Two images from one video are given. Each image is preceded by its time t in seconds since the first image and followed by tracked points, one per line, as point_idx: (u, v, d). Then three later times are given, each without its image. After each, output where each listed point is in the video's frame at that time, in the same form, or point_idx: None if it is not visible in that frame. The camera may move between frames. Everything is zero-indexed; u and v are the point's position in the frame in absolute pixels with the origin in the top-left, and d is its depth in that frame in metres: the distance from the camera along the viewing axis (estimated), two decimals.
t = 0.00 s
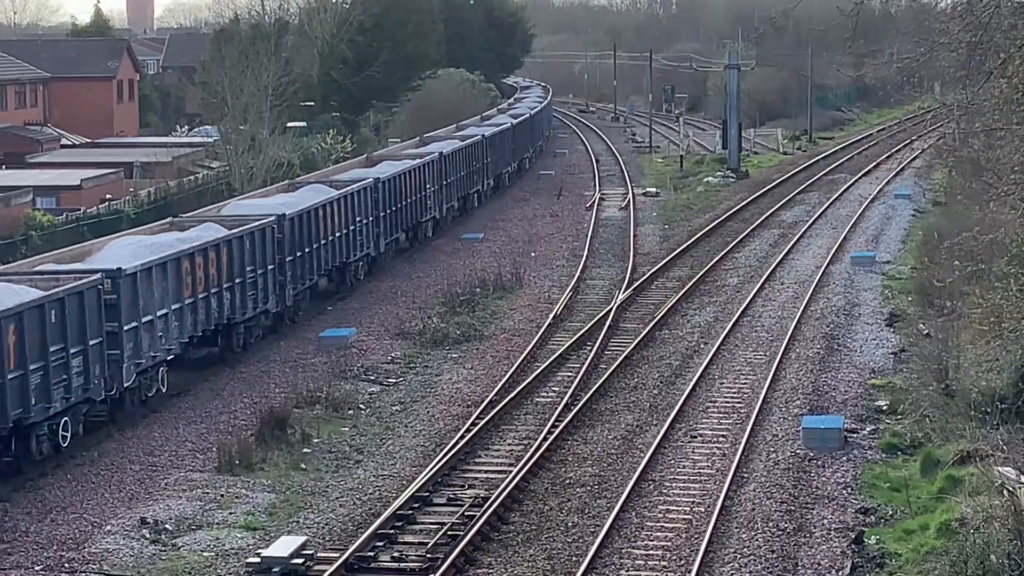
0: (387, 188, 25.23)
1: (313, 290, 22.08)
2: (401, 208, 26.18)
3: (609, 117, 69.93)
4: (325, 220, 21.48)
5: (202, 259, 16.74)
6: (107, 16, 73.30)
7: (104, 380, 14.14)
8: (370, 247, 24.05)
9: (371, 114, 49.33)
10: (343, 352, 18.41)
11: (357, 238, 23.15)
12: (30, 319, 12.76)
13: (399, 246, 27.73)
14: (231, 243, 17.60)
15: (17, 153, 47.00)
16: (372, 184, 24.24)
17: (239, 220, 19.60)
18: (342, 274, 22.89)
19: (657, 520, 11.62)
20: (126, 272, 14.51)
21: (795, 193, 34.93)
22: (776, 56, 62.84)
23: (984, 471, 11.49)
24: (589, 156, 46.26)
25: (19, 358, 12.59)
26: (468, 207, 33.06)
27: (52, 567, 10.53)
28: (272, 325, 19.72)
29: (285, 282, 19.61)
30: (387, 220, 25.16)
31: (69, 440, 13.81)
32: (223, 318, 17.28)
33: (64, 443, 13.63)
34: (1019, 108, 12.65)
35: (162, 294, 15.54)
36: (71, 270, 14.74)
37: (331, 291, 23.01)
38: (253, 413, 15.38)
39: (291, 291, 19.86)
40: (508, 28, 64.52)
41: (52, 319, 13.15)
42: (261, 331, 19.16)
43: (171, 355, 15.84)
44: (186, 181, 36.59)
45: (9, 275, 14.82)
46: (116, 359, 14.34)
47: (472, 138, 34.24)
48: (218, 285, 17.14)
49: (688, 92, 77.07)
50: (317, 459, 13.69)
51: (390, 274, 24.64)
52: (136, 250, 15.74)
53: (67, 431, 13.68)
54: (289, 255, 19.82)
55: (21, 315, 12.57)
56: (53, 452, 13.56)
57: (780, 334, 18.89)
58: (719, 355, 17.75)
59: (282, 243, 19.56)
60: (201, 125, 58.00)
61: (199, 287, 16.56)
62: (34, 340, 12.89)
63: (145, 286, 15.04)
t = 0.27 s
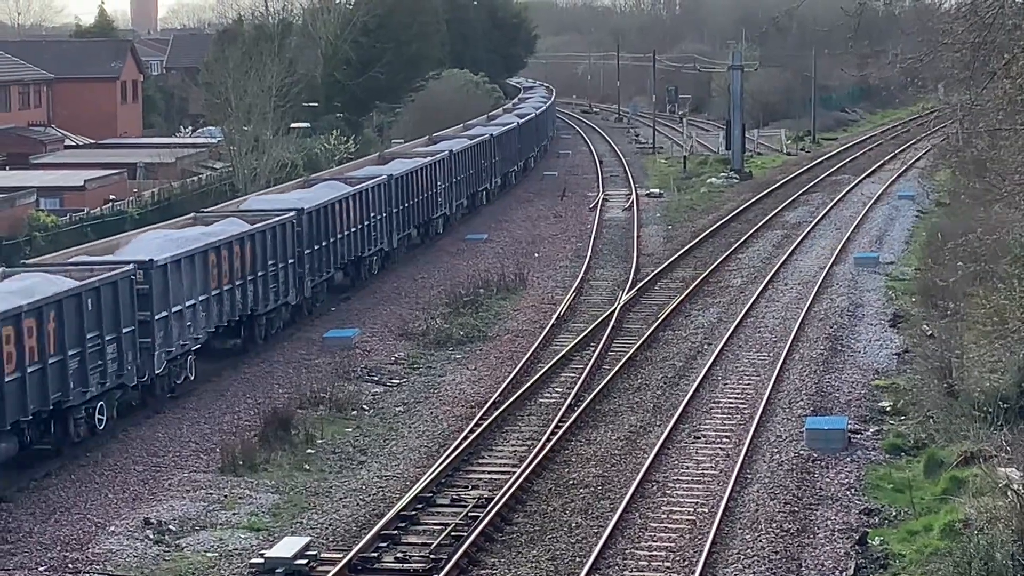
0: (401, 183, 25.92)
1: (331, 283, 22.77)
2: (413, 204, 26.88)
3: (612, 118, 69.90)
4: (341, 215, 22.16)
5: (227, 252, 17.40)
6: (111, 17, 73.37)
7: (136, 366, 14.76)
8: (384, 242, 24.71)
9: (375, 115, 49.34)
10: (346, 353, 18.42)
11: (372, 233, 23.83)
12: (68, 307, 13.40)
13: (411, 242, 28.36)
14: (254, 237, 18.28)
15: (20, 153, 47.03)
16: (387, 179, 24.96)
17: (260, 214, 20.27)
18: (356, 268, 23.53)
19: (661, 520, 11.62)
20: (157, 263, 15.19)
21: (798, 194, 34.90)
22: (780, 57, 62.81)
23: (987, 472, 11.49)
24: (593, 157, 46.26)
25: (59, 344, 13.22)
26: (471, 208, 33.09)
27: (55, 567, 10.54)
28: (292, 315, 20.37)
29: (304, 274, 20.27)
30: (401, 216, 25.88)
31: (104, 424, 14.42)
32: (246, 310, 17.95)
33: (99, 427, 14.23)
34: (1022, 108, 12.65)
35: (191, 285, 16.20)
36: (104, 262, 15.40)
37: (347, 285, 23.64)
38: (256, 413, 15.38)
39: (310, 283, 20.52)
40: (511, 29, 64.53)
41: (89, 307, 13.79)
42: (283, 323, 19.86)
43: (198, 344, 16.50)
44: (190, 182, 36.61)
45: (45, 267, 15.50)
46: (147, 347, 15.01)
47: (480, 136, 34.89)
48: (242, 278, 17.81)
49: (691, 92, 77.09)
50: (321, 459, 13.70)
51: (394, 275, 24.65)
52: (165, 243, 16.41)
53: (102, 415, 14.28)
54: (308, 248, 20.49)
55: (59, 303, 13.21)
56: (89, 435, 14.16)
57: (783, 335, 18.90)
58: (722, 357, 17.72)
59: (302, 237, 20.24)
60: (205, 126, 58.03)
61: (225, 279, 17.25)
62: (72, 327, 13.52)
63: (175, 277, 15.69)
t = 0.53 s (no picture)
0: (412, 179, 26.66)
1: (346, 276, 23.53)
2: (424, 199, 27.64)
3: (615, 117, 69.89)
4: (355, 209, 22.86)
5: (249, 244, 18.13)
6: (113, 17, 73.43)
7: (165, 353, 15.47)
8: (396, 237, 25.44)
9: (377, 115, 49.33)
10: (348, 353, 18.41)
11: (384, 227, 24.54)
12: (103, 295, 14.10)
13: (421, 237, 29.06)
14: (275, 230, 19.02)
15: (23, 153, 47.07)
16: (399, 174, 25.72)
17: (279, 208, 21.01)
18: (370, 261, 24.24)
19: (663, 520, 11.62)
20: (184, 254, 15.90)
21: (801, 193, 34.86)
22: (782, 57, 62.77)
23: (990, 471, 11.48)
24: (595, 157, 46.24)
25: (94, 330, 13.90)
26: (474, 208, 33.11)
27: (57, 567, 10.54)
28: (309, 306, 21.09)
29: (320, 265, 21.03)
30: (412, 211, 26.65)
31: (136, 408, 15.12)
32: (267, 300, 18.66)
33: (131, 409, 14.93)
34: None
35: (216, 276, 16.93)
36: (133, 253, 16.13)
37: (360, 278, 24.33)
38: (258, 413, 15.37)
39: (325, 275, 21.23)
40: (514, 28, 64.52)
41: (121, 295, 14.47)
42: (301, 312, 20.65)
43: (222, 332, 17.23)
44: (192, 182, 36.62)
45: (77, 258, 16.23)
46: (175, 334, 15.73)
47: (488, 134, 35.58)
48: (264, 269, 18.54)
49: (693, 92, 77.11)
50: (323, 459, 13.70)
51: (396, 275, 24.66)
52: (190, 235, 17.12)
53: (134, 398, 14.98)
54: (325, 241, 21.24)
55: (94, 291, 13.89)
56: (122, 418, 14.86)
57: (785, 335, 18.89)
58: (724, 356, 17.72)
59: (318, 230, 20.97)
60: (207, 125, 58.03)
61: (248, 270, 18.00)
62: (107, 314, 14.20)
63: (201, 268, 16.40)
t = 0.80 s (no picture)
0: (420, 174, 27.33)
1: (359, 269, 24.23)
2: (432, 195, 28.31)
3: (615, 116, 69.89)
4: (366, 203, 23.49)
5: (268, 236, 18.83)
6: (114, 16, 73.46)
7: (190, 340, 16.16)
8: (406, 231, 26.12)
9: (377, 114, 49.32)
10: (348, 352, 18.40)
11: (394, 221, 25.23)
12: (134, 283, 14.76)
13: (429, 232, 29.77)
14: (291, 223, 19.69)
15: (23, 153, 47.09)
16: (407, 170, 26.40)
17: (293, 202, 21.68)
18: (380, 255, 24.91)
19: (663, 520, 11.62)
20: (208, 246, 16.58)
21: (801, 193, 34.86)
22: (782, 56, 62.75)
23: (990, 471, 11.48)
24: (595, 157, 46.23)
25: (126, 316, 14.58)
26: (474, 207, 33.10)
27: (58, 566, 10.54)
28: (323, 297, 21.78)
29: (334, 258, 21.72)
30: (420, 205, 27.33)
31: (163, 393, 15.79)
32: (284, 291, 19.36)
33: (159, 394, 15.59)
34: None
35: (237, 267, 17.61)
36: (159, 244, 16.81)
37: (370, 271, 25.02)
38: (258, 412, 15.38)
39: (339, 267, 21.93)
40: (514, 28, 64.52)
41: (149, 284, 15.13)
42: (317, 303, 21.38)
43: (243, 321, 17.91)
44: (192, 181, 36.64)
45: (105, 249, 16.92)
46: (199, 323, 16.41)
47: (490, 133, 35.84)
48: (282, 260, 19.22)
49: (693, 91, 77.12)
50: (323, 458, 13.70)
51: (396, 275, 24.64)
52: (212, 227, 17.77)
53: (161, 384, 15.65)
54: (338, 234, 21.92)
55: (126, 279, 14.53)
56: (150, 402, 15.52)
57: (785, 334, 18.87)
58: (725, 356, 17.72)
59: (332, 223, 21.64)
60: (207, 125, 58.04)
61: (268, 261, 18.69)
62: (137, 301, 14.86)
63: (223, 259, 17.08)
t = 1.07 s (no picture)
0: (427, 171, 27.99)
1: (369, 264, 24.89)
2: (438, 192, 28.94)
3: (614, 117, 69.90)
4: (375, 199, 24.12)
5: (283, 231, 19.47)
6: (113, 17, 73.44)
7: (211, 330, 16.80)
8: (413, 227, 26.80)
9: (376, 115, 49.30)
10: (347, 353, 18.38)
11: (402, 218, 25.90)
12: (160, 275, 15.39)
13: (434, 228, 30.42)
14: (304, 217, 20.31)
15: (22, 154, 47.07)
16: (414, 167, 27.06)
17: (304, 198, 22.33)
18: (389, 250, 25.55)
19: (662, 521, 11.61)
20: (228, 240, 17.22)
21: (800, 194, 34.85)
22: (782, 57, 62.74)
23: (989, 472, 11.48)
24: (594, 157, 46.23)
25: (152, 306, 15.19)
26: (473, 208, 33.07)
27: (56, 568, 10.53)
28: (335, 290, 22.42)
29: (345, 252, 22.35)
30: (427, 202, 27.97)
31: (186, 380, 16.41)
32: (299, 284, 20.00)
33: (182, 381, 16.20)
34: None
35: (255, 260, 18.25)
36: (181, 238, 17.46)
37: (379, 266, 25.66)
38: (257, 414, 15.37)
39: (350, 261, 22.58)
40: (513, 28, 64.51)
41: (174, 276, 15.75)
42: (329, 295, 22.05)
43: (260, 313, 18.56)
44: (190, 182, 36.62)
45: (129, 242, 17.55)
46: (220, 314, 17.04)
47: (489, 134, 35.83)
48: (296, 253, 19.87)
49: (692, 92, 77.14)
50: (322, 460, 13.69)
51: (396, 276, 24.65)
52: (230, 221, 18.44)
53: (185, 372, 16.27)
54: (348, 229, 22.55)
55: (153, 271, 15.16)
56: (174, 389, 16.13)
57: (784, 335, 18.87)
58: (724, 357, 17.71)
59: (342, 218, 22.26)
60: (206, 126, 58.01)
61: (283, 254, 19.35)
62: (163, 293, 15.48)
63: (241, 253, 17.72)
